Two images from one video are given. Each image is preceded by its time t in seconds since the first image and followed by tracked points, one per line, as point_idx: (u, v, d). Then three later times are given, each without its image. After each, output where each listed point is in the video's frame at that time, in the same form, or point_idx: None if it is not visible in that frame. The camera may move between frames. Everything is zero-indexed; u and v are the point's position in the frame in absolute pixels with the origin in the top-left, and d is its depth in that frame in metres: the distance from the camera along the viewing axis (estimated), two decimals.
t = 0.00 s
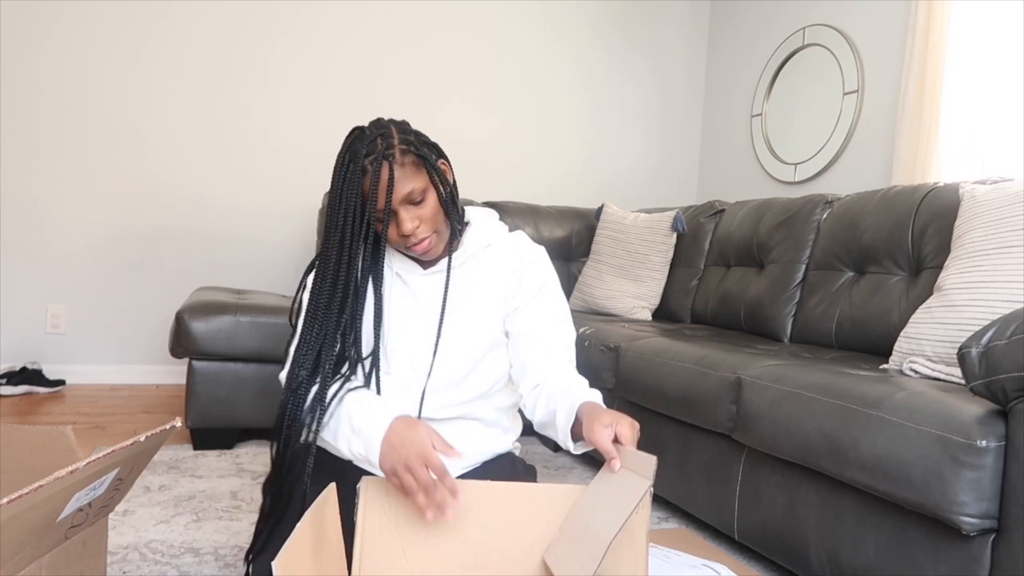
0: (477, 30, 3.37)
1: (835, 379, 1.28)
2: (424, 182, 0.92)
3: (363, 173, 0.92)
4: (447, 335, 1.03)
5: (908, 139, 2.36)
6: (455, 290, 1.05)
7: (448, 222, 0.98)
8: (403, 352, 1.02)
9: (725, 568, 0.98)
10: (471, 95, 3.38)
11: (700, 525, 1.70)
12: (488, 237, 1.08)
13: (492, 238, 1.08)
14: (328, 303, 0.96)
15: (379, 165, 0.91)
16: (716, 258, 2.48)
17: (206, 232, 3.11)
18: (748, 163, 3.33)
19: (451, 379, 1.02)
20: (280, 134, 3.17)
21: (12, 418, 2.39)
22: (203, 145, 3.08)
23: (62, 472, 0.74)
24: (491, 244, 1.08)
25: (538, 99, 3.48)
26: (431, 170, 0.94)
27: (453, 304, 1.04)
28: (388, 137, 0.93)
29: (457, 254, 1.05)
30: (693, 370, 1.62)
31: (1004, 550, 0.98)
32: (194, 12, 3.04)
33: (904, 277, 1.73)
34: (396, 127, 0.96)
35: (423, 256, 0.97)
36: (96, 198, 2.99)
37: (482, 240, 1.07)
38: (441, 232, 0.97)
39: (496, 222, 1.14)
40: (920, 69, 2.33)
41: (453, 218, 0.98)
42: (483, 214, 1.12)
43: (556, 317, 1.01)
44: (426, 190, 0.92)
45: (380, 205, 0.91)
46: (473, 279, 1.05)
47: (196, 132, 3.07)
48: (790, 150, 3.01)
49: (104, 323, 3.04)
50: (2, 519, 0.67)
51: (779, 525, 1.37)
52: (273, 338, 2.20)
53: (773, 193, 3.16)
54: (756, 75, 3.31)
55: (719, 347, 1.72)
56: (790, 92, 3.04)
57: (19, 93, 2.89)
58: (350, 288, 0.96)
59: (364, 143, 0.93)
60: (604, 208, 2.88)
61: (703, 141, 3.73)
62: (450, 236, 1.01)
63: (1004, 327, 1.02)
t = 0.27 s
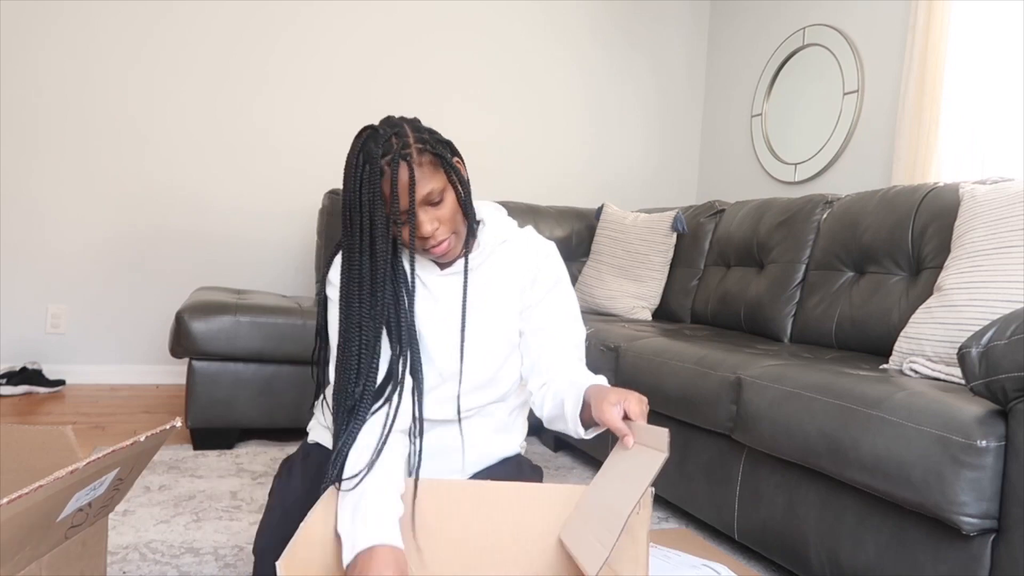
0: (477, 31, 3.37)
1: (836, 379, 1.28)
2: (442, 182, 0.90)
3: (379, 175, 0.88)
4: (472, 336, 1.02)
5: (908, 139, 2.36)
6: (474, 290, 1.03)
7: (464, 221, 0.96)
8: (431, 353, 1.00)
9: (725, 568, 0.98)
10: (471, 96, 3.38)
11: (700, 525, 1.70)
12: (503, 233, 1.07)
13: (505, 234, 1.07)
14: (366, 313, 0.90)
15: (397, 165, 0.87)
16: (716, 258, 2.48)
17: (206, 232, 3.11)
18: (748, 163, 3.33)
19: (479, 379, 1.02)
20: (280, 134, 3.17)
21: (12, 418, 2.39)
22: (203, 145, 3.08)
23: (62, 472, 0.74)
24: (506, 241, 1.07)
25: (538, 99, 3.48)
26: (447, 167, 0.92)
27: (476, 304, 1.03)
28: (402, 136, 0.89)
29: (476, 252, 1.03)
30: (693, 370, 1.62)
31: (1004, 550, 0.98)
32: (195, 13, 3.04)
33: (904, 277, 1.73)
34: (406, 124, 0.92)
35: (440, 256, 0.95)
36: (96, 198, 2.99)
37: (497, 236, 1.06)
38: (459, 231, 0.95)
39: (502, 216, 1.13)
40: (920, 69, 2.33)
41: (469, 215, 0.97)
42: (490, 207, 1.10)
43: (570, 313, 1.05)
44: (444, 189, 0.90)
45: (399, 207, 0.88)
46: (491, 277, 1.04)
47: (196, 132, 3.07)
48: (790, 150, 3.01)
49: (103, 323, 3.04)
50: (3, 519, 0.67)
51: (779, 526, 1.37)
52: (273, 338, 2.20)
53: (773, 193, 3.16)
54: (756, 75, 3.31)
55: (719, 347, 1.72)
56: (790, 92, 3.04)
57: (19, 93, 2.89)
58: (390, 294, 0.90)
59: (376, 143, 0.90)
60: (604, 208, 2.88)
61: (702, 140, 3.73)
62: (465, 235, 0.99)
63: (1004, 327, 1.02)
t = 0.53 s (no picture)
0: (477, 31, 3.37)
1: (836, 380, 1.28)
2: (448, 184, 0.91)
3: (387, 178, 0.88)
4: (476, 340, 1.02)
5: (908, 139, 2.36)
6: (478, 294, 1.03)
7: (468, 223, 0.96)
8: (435, 355, 1.00)
9: (725, 568, 0.98)
10: (471, 96, 3.38)
11: (700, 525, 1.70)
12: (507, 233, 1.06)
13: (510, 234, 1.07)
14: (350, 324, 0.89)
15: (406, 169, 0.87)
16: (716, 258, 2.48)
17: (206, 232, 3.11)
18: (748, 163, 3.33)
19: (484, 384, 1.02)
20: (280, 134, 3.17)
21: (12, 418, 2.39)
22: (203, 145, 3.08)
23: (62, 472, 0.74)
24: (511, 241, 1.07)
25: (538, 99, 3.48)
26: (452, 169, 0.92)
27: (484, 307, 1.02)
28: (408, 138, 0.89)
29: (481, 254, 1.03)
30: (693, 370, 1.62)
31: (1004, 550, 0.98)
32: (195, 13, 3.04)
33: (904, 277, 1.73)
34: (411, 126, 0.92)
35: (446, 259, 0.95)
36: (96, 198, 2.99)
37: (502, 237, 1.06)
38: (464, 234, 0.95)
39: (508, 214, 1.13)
40: (920, 69, 2.33)
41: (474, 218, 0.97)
42: (496, 205, 1.10)
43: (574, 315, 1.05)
44: (450, 191, 0.90)
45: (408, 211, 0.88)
46: (495, 280, 1.04)
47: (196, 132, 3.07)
48: (790, 150, 3.01)
49: (104, 322, 3.04)
50: (3, 519, 0.67)
51: (779, 525, 1.37)
52: (273, 338, 2.20)
53: (773, 193, 3.16)
54: (756, 75, 3.31)
55: (719, 347, 1.72)
56: (790, 92, 3.04)
57: (20, 93, 2.89)
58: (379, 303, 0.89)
59: (383, 144, 0.89)
60: (604, 208, 2.88)
61: (702, 140, 3.73)
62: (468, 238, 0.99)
63: (1004, 327, 1.02)
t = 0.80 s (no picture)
0: (477, 31, 3.37)
1: (836, 380, 1.28)
2: (439, 175, 0.92)
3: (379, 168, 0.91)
4: (467, 333, 1.02)
5: (908, 139, 2.36)
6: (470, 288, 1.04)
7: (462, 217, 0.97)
8: (424, 349, 1.01)
9: (725, 568, 0.98)
10: (471, 96, 3.38)
11: (700, 525, 1.70)
12: (501, 231, 1.08)
13: (504, 232, 1.08)
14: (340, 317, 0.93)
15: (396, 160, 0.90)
16: (716, 258, 2.48)
17: (206, 232, 3.11)
18: (748, 163, 3.33)
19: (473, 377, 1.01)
20: (280, 134, 3.17)
21: (12, 418, 2.39)
22: (203, 145, 3.08)
23: (62, 472, 0.74)
24: (504, 239, 1.08)
25: (538, 99, 3.48)
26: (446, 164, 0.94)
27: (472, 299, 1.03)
28: (402, 132, 0.92)
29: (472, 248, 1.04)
30: (693, 370, 1.62)
31: (1004, 550, 0.98)
32: (195, 13, 3.04)
33: (904, 277, 1.73)
34: (407, 121, 0.95)
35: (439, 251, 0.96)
36: (96, 198, 2.99)
37: (496, 235, 1.07)
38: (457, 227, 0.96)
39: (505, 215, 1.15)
40: (920, 69, 2.33)
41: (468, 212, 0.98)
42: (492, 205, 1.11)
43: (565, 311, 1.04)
44: (441, 183, 0.92)
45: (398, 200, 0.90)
46: (489, 275, 1.05)
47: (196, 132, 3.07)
48: (790, 150, 3.01)
49: (104, 322, 3.04)
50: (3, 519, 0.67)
51: (779, 525, 1.37)
52: (273, 338, 2.20)
53: (773, 193, 3.16)
54: (756, 75, 3.31)
55: (719, 348, 1.72)
56: (790, 92, 3.04)
57: (20, 93, 2.89)
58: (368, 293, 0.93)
59: (378, 138, 0.93)
60: (604, 208, 2.88)
61: (702, 140, 3.73)
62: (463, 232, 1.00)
63: (1004, 327, 1.02)
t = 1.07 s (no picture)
0: (477, 31, 3.37)
1: (836, 379, 1.28)
2: (432, 157, 0.93)
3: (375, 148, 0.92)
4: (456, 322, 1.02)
5: (908, 139, 2.36)
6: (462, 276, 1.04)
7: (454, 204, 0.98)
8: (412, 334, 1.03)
9: (725, 568, 0.98)
10: (471, 96, 3.39)
11: (700, 525, 1.70)
12: (493, 224, 1.07)
13: (496, 224, 1.08)
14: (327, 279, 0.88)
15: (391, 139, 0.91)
16: (716, 258, 2.48)
17: (206, 232, 3.11)
18: (748, 162, 3.33)
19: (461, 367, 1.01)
20: (280, 134, 3.17)
21: (11, 418, 2.39)
22: (203, 145, 3.08)
23: (62, 471, 0.74)
24: (496, 231, 1.08)
25: (538, 99, 3.48)
26: (440, 149, 0.95)
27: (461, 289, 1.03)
28: (399, 116, 0.94)
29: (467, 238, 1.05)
30: (693, 370, 1.62)
31: (1004, 550, 0.98)
32: (195, 13, 3.04)
33: (904, 277, 1.73)
34: (405, 109, 0.97)
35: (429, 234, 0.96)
36: (96, 198, 2.99)
37: (487, 227, 1.07)
38: (448, 211, 0.96)
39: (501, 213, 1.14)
40: (920, 69, 2.33)
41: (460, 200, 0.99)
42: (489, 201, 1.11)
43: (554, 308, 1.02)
44: (434, 165, 0.93)
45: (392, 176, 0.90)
46: (479, 266, 1.05)
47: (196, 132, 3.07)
48: (790, 150, 3.01)
49: (104, 323, 3.04)
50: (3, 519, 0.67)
51: (779, 525, 1.37)
52: (273, 338, 2.20)
53: (773, 193, 3.16)
54: (756, 75, 3.31)
55: (719, 347, 1.72)
56: (790, 92, 3.04)
57: (19, 93, 2.89)
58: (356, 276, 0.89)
59: (375, 121, 0.95)
60: (604, 208, 2.88)
61: (702, 139, 3.73)
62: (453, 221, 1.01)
63: (1004, 327, 1.02)
